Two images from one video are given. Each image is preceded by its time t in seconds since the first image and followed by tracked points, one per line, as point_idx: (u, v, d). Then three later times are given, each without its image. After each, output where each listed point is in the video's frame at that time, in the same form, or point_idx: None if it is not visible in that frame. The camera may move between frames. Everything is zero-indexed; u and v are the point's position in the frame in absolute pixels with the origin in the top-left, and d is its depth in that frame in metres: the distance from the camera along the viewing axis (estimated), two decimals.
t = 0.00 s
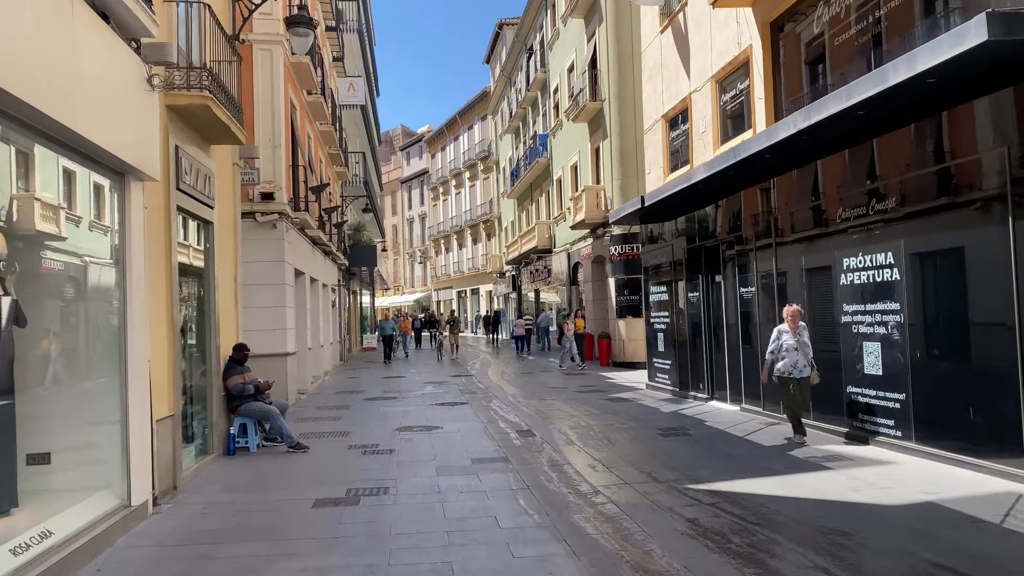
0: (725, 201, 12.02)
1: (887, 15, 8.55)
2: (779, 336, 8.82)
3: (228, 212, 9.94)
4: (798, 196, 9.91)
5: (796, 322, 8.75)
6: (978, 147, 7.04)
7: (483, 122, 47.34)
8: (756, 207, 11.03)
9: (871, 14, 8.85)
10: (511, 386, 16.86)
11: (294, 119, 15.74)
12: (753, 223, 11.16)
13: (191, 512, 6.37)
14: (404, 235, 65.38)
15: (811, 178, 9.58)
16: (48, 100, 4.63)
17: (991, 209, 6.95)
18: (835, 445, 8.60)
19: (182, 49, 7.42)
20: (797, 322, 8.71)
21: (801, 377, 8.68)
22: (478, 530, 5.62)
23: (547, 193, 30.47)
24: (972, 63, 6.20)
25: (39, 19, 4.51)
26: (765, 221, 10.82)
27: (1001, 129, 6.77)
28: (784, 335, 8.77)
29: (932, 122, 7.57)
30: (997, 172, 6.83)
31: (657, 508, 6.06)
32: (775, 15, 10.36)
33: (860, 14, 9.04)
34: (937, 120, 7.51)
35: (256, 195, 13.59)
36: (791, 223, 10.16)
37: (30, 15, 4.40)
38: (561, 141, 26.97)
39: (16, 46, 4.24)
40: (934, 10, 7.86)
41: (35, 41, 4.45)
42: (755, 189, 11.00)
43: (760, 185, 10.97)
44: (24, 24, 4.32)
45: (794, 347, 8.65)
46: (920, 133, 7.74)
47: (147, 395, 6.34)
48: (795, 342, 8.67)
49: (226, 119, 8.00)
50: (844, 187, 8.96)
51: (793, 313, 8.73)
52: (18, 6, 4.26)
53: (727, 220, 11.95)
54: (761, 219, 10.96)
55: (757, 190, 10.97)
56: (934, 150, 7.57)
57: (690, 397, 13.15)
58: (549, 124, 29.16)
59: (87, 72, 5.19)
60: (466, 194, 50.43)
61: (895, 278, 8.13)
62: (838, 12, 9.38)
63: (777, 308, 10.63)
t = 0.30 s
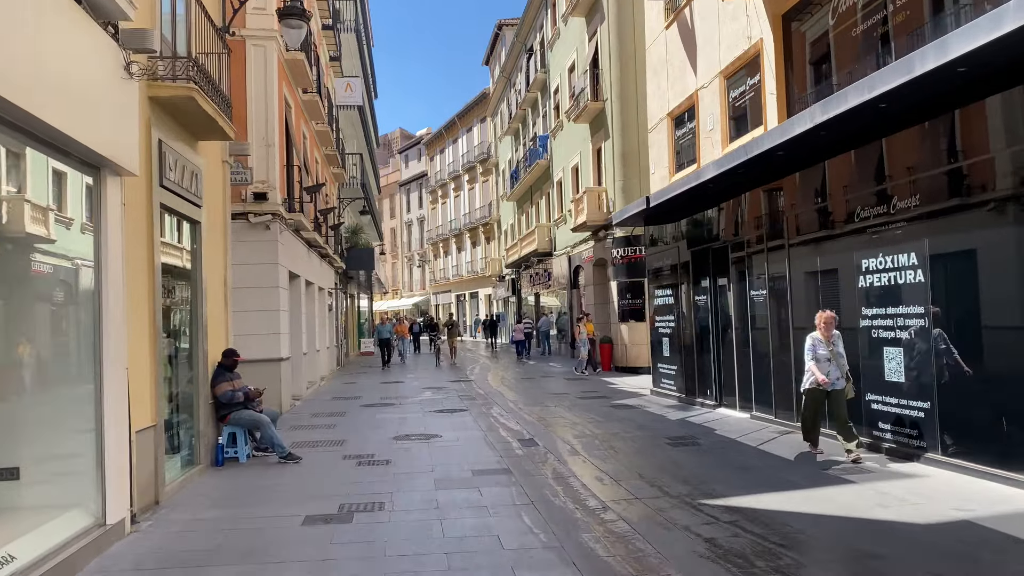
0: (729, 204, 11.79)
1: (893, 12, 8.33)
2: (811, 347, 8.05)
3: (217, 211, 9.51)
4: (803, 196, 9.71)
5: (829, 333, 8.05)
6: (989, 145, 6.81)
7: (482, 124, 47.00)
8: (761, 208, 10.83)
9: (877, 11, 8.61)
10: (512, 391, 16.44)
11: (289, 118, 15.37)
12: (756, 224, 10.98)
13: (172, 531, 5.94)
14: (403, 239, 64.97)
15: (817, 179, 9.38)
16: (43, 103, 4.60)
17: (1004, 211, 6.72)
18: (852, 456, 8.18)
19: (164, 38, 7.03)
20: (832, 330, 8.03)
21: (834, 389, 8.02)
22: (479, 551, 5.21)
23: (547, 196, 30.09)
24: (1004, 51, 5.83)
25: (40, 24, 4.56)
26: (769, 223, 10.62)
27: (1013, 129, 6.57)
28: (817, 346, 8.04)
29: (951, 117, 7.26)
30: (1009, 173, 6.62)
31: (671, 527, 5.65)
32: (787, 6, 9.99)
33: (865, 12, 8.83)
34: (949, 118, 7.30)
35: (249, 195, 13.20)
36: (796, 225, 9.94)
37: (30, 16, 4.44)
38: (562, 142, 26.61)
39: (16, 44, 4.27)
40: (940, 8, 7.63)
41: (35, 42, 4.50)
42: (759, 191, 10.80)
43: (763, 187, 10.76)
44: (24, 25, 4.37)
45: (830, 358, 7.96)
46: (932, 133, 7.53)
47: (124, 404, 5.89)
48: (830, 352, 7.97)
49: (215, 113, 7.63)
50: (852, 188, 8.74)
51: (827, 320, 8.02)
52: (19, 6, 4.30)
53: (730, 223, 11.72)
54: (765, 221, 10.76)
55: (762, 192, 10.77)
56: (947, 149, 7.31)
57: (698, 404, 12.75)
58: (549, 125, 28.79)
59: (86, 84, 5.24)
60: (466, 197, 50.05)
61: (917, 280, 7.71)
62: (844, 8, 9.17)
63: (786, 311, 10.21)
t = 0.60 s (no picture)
0: (732, 204, 11.53)
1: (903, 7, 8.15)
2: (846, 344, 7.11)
3: (206, 208, 9.11)
4: (808, 196, 9.49)
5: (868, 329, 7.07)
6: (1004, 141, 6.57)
7: (481, 125, 46.64)
8: (764, 209, 10.58)
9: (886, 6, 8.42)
10: (512, 395, 16.04)
11: (284, 115, 14.99)
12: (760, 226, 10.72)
13: (152, 547, 5.55)
14: (402, 240, 64.59)
15: (821, 179, 9.16)
16: (43, 104, 4.59)
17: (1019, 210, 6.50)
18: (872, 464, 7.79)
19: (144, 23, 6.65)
20: (871, 325, 7.04)
21: (872, 394, 7.01)
22: (482, 570, 4.83)
23: (547, 196, 29.71)
24: None
25: (40, 26, 4.56)
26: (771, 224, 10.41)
27: None
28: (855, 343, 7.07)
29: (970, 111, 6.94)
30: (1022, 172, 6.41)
31: (687, 543, 5.27)
32: None
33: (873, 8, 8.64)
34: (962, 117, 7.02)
35: (242, 192, 12.80)
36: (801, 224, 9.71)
37: (30, 18, 4.45)
38: (562, 142, 26.24)
39: (16, 44, 4.28)
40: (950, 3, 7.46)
41: (35, 44, 4.50)
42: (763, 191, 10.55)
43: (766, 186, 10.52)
44: (24, 26, 4.38)
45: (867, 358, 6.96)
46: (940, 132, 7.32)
47: (100, 411, 5.49)
48: (867, 351, 6.99)
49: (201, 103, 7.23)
50: (859, 188, 8.53)
51: (866, 314, 7.06)
52: (18, 8, 4.31)
53: (734, 223, 11.46)
54: (769, 221, 10.51)
55: (765, 191, 10.52)
56: (958, 147, 7.08)
57: (705, 408, 12.36)
58: (549, 125, 28.43)
59: (85, 89, 5.23)
60: (465, 198, 49.70)
61: (943, 279, 7.31)
62: None
63: (798, 312, 9.81)
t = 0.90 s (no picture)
0: (739, 202, 11.30)
1: None
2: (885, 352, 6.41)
3: (198, 203, 8.73)
4: (816, 194, 9.31)
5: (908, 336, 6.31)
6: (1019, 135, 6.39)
7: (482, 124, 46.26)
8: (768, 209, 10.43)
9: None
10: (514, 397, 15.65)
11: (281, 109, 14.60)
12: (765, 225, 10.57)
13: (132, 563, 5.16)
14: (402, 241, 64.22)
15: (829, 177, 9.00)
16: (42, 102, 4.58)
17: None
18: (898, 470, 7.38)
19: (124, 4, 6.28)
20: (912, 331, 6.26)
21: (916, 409, 6.21)
22: None
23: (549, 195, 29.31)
24: None
25: (40, 26, 4.60)
26: (776, 223, 10.26)
27: None
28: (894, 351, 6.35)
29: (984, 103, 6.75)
30: None
31: (709, 559, 4.88)
32: None
33: None
34: (976, 110, 6.87)
35: (236, 188, 12.43)
36: (807, 223, 9.56)
37: (30, 17, 4.49)
38: (564, 139, 25.86)
39: (16, 44, 4.31)
40: None
41: (35, 44, 4.53)
42: (768, 189, 10.39)
43: (772, 185, 10.37)
44: (24, 25, 4.41)
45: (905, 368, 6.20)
46: (950, 126, 7.17)
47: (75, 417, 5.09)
48: (908, 360, 6.22)
49: (187, 89, 6.83)
50: (867, 185, 8.37)
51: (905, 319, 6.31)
52: (19, 6, 4.35)
53: (739, 222, 11.28)
54: (773, 221, 10.37)
55: (771, 189, 10.36)
56: (970, 143, 6.94)
57: (715, 411, 11.97)
58: (551, 122, 28.04)
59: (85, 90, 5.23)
60: (466, 198, 49.33)
61: (974, 276, 6.92)
62: None
63: (813, 310, 9.44)
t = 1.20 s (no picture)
0: (743, 200, 11.05)
1: None
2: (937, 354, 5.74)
3: (186, 197, 8.32)
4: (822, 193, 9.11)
5: (966, 336, 5.67)
6: None
7: (482, 123, 45.90)
8: (772, 208, 10.25)
9: None
10: (516, 400, 15.26)
11: (276, 104, 14.23)
12: (769, 225, 10.38)
13: None
14: (401, 241, 63.85)
15: (835, 176, 8.80)
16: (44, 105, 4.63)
17: None
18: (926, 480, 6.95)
19: None
20: (970, 331, 5.63)
21: (972, 418, 5.61)
22: None
23: (550, 194, 28.91)
24: None
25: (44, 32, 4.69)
26: (781, 224, 10.08)
27: None
28: (948, 354, 5.70)
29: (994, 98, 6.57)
30: None
31: None
32: None
33: None
34: (985, 106, 6.70)
35: (229, 184, 12.06)
36: (813, 223, 9.38)
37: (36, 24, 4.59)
38: (566, 137, 25.48)
39: (21, 48, 4.39)
40: None
41: (39, 48, 4.61)
42: (772, 188, 10.21)
43: (775, 184, 10.18)
44: (29, 30, 4.51)
45: (963, 374, 5.58)
46: (960, 122, 6.98)
47: (43, 425, 4.68)
48: (966, 365, 5.60)
49: (173, 77, 6.49)
50: (875, 184, 8.18)
51: (963, 318, 5.67)
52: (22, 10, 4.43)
53: (743, 222, 11.07)
54: (778, 220, 10.21)
55: (774, 189, 10.18)
56: (979, 139, 6.77)
57: (725, 415, 11.56)
58: (552, 120, 27.66)
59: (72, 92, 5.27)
60: (466, 197, 48.96)
61: (1008, 273, 6.52)
62: None
63: (833, 311, 9.02)
